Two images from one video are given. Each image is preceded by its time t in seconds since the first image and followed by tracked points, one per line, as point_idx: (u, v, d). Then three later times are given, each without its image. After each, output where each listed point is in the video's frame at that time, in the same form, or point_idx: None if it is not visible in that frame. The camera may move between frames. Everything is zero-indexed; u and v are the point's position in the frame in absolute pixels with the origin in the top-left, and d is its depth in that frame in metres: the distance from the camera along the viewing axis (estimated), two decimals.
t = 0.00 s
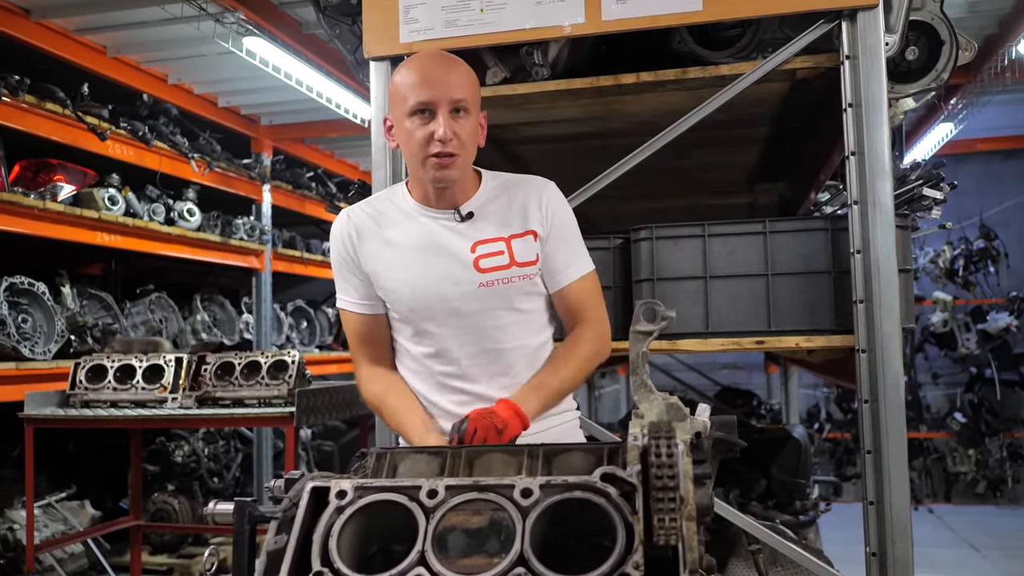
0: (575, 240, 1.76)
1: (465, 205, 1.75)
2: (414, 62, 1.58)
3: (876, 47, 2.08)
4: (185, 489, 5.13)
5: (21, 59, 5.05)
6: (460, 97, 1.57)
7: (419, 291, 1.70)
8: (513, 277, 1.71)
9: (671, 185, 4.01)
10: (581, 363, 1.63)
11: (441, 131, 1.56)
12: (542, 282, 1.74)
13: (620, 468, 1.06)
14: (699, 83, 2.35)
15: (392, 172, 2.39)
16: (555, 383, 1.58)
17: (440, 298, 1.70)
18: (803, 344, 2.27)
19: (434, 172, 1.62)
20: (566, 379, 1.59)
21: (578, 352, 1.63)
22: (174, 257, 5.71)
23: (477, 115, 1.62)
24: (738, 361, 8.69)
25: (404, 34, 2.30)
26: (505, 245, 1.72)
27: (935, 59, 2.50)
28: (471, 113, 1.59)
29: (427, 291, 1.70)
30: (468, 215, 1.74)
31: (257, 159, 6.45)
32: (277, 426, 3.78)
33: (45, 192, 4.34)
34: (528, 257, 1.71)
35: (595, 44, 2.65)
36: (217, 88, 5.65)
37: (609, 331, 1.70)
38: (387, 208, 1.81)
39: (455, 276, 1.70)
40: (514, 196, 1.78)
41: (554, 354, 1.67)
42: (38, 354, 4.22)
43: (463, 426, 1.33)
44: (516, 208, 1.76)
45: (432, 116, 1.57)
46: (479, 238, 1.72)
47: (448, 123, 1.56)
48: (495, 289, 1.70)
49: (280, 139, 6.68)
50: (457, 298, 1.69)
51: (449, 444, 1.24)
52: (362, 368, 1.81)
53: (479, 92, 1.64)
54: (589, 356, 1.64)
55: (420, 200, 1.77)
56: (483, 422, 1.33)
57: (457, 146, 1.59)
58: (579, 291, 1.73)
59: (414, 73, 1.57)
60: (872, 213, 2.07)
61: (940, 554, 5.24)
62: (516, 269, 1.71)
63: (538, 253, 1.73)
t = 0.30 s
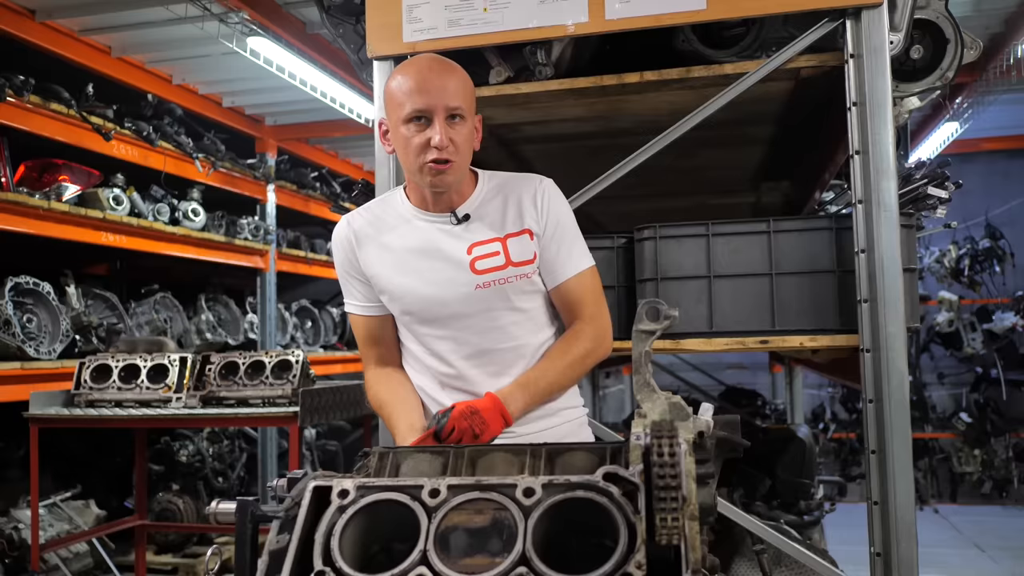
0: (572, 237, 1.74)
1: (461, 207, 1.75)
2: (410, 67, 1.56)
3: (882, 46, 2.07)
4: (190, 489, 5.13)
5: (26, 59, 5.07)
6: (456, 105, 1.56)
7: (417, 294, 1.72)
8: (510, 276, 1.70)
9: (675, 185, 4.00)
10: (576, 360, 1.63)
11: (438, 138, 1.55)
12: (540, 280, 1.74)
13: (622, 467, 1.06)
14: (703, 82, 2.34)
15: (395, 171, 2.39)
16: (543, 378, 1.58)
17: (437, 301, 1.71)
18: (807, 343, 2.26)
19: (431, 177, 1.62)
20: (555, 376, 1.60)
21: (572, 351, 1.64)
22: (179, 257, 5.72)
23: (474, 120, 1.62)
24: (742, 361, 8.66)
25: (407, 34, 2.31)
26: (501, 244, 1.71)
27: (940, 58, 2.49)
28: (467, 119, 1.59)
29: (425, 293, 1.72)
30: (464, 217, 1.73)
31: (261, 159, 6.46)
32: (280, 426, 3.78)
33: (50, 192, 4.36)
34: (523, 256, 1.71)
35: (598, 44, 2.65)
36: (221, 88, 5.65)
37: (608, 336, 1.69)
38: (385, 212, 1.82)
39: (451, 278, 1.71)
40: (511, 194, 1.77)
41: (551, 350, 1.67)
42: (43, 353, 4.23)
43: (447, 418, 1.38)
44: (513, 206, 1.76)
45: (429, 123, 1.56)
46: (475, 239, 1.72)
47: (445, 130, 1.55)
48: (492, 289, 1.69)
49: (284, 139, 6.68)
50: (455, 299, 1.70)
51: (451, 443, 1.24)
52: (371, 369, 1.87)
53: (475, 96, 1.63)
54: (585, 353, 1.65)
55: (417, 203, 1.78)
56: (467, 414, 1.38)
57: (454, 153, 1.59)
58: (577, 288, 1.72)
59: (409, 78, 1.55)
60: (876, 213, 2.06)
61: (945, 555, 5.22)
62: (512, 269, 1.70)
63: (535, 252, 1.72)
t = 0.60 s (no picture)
0: (579, 232, 1.72)
1: (464, 207, 1.75)
2: (411, 65, 1.57)
3: (885, 45, 2.06)
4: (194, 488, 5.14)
5: (30, 60, 5.08)
6: (457, 101, 1.57)
7: (421, 295, 1.72)
8: (512, 276, 1.70)
9: (678, 184, 4.00)
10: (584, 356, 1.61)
11: (439, 134, 1.56)
12: (546, 277, 1.73)
13: (623, 466, 1.06)
14: (705, 81, 2.34)
15: (397, 170, 2.39)
16: (550, 375, 1.57)
17: (440, 301, 1.71)
18: (810, 342, 2.25)
19: (432, 175, 1.62)
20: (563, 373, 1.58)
21: (581, 347, 1.62)
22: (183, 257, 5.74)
23: (475, 117, 1.62)
24: (746, 361, 8.66)
25: (409, 33, 2.31)
26: (503, 244, 1.71)
27: (943, 57, 2.48)
28: (468, 115, 1.59)
29: (428, 294, 1.72)
30: (468, 216, 1.74)
31: (265, 159, 6.47)
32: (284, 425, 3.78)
33: (54, 192, 4.38)
34: (526, 255, 1.70)
35: (600, 43, 2.65)
36: (225, 88, 5.67)
37: (620, 332, 1.66)
38: (390, 213, 1.83)
39: (453, 278, 1.71)
40: (514, 193, 1.77)
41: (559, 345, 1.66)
42: (48, 352, 4.24)
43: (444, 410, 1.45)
44: (516, 205, 1.75)
45: (430, 120, 1.57)
46: (477, 239, 1.72)
47: (445, 126, 1.56)
48: (494, 290, 1.69)
49: (288, 139, 6.69)
50: (458, 300, 1.71)
51: (452, 443, 1.24)
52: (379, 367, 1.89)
53: (476, 94, 1.63)
54: (594, 349, 1.63)
55: (421, 204, 1.78)
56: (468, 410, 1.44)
57: (455, 150, 1.59)
58: (583, 285, 1.70)
59: (411, 76, 1.57)
60: (879, 212, 2.06)
61: (950, 555, 5.21)
62: (514, 268, 1.70)
63: (538, 250, 1.72)
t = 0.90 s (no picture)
0: (602, 234, 1.71)
1: (487, 203, 1.74)
2: (438, 57, 1.59)
3: (888, 43, 2.06)
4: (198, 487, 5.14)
5: (34, 60, 5.09)
6: (482, 90, 1.57)
7: (440, 292, 1.73)
8: (531, 276, 1.69)
9: (681, 183, 3.99)
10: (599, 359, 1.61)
11: (463, 121, 1.55)
12: (566, 278, 1.72)
13: (626, 464, 1.06)
14: (709, 80, 2.33)
15: (401, 168, 2.39)
16: (560, 376, 1.60)
17: (459, 300, 1.71)
18: (813, 341, 2.25)
19: (456, 165, 1.61)
20: (573, 379, 1.60)
21: (595, 351, 1.62)
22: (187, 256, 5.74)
23: (501, 109, 1.62)
24: (749, 360, 8.65)
25: (412, 32, 2.31)
26: (524, 243, 1.70)
27: (947, 56, 2.48)
28: (494, 105, 1.59)
29: (449, 291, 1.72)
30: (490, 214, 1.73)
31: (269, 159, 6.47)
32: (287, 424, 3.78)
33: (58, 192, 4.39)
34: (546, 256, 1.69)
35: (604, 42, 2.65)
36: (229, 88, 5.67)
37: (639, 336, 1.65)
38: (415, 208, 1.82)
39: (473, 276, 1.70)
40: (537, 193, 1.76)
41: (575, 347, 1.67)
42: (51, 352, 4.24)
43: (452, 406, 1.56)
44: (537, 205, 1.75)
45: (454, 108, 1.57)
46: (498, 237, 1.71)
47: (470, 113, 1.56)
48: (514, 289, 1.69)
49: (291, 139, 6.70)
50: (478, 298, 1.71)
51: (455, 441, 1.24)
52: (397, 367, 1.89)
53: (502, 86, 1.64)
54: (610, 353, 1.62)
55: (445, 201, 1.78)
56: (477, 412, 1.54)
57: (479, 137, 1.58)
58: (605, 288, 1.69)
59: (437, 66, 1.58)
60: (882, 211, 2.06)
61: (953, 555, 5.20)
62: (534, 268, 1.69)
63: (559, 251, 1.71)
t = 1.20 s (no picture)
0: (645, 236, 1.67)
1: (533, 192, 1.74)
2: (497, 48, 1.59)
3: (888, 43, 2.06)
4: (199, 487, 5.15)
5: (36, 60, 5.10)
6: (536, 85, 1.57)
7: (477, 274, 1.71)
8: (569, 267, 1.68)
9: (683, 184, 4.00)
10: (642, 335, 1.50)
11: (515, 114, 1.56)
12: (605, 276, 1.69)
13: (626, 463, 1.07)
14: (709, 80, 2.34)
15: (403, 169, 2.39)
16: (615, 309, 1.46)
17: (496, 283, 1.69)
18: (813, 341, 2.25)
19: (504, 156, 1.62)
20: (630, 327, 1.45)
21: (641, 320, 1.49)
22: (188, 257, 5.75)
23: (555, 104, 1.62)
24: (751, 360, 8.65)
25: (414, 33, 2.32)
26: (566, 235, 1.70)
27: (948, 56, 2.48)
28: (548, 99, 1.59)
29: (486, 272, 1.70)
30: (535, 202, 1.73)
31: (271, 159, 6.48)
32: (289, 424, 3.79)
33: (60, 192, 4.40)
34: (587, 250, 1.68)
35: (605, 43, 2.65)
36: (230, 88, 5.68)
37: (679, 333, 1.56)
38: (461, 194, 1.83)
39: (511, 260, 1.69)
40: (585, 189, 1.75)
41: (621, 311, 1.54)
42: (53, 352, 4.25)
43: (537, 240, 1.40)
44: (584, 200, 1.74)
45: (508, 100, 1.58)
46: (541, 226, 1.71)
47: (522, 107, 1.56)
48: (553, 276, 1.66)
49: (293, 139, 6.71)
50: (514, 282, 1.69)
51: (456, 440, 1.25)
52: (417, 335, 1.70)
53: (558, 80, 1.63)
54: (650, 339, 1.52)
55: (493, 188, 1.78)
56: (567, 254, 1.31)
57: (530, 131, 1.58)
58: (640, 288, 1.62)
59: (495, 58, 1.59)
60: (883, 211, 2.06)
61: (954, 555, 5.20)
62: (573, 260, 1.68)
63: (601, 248, 1.69)
